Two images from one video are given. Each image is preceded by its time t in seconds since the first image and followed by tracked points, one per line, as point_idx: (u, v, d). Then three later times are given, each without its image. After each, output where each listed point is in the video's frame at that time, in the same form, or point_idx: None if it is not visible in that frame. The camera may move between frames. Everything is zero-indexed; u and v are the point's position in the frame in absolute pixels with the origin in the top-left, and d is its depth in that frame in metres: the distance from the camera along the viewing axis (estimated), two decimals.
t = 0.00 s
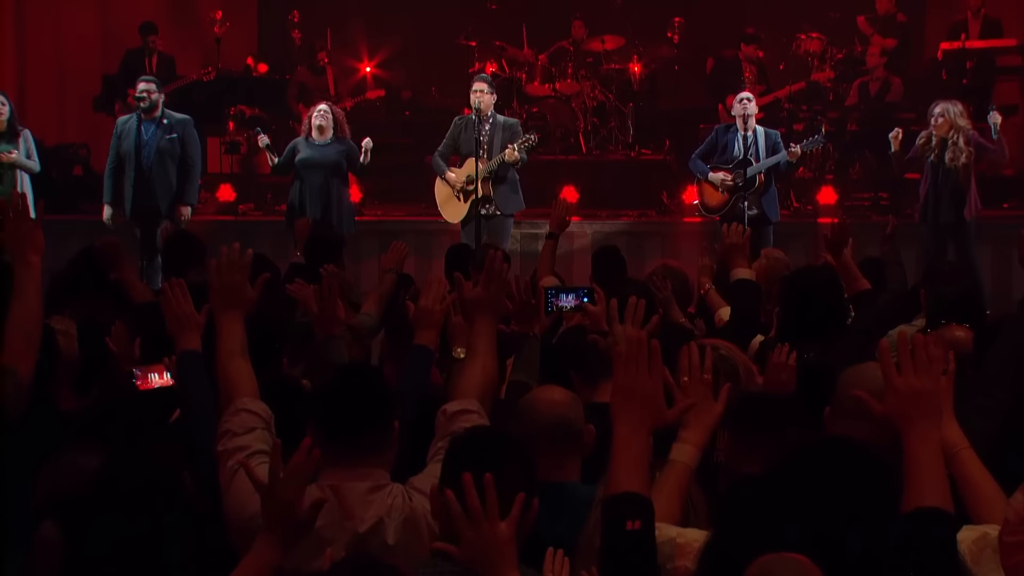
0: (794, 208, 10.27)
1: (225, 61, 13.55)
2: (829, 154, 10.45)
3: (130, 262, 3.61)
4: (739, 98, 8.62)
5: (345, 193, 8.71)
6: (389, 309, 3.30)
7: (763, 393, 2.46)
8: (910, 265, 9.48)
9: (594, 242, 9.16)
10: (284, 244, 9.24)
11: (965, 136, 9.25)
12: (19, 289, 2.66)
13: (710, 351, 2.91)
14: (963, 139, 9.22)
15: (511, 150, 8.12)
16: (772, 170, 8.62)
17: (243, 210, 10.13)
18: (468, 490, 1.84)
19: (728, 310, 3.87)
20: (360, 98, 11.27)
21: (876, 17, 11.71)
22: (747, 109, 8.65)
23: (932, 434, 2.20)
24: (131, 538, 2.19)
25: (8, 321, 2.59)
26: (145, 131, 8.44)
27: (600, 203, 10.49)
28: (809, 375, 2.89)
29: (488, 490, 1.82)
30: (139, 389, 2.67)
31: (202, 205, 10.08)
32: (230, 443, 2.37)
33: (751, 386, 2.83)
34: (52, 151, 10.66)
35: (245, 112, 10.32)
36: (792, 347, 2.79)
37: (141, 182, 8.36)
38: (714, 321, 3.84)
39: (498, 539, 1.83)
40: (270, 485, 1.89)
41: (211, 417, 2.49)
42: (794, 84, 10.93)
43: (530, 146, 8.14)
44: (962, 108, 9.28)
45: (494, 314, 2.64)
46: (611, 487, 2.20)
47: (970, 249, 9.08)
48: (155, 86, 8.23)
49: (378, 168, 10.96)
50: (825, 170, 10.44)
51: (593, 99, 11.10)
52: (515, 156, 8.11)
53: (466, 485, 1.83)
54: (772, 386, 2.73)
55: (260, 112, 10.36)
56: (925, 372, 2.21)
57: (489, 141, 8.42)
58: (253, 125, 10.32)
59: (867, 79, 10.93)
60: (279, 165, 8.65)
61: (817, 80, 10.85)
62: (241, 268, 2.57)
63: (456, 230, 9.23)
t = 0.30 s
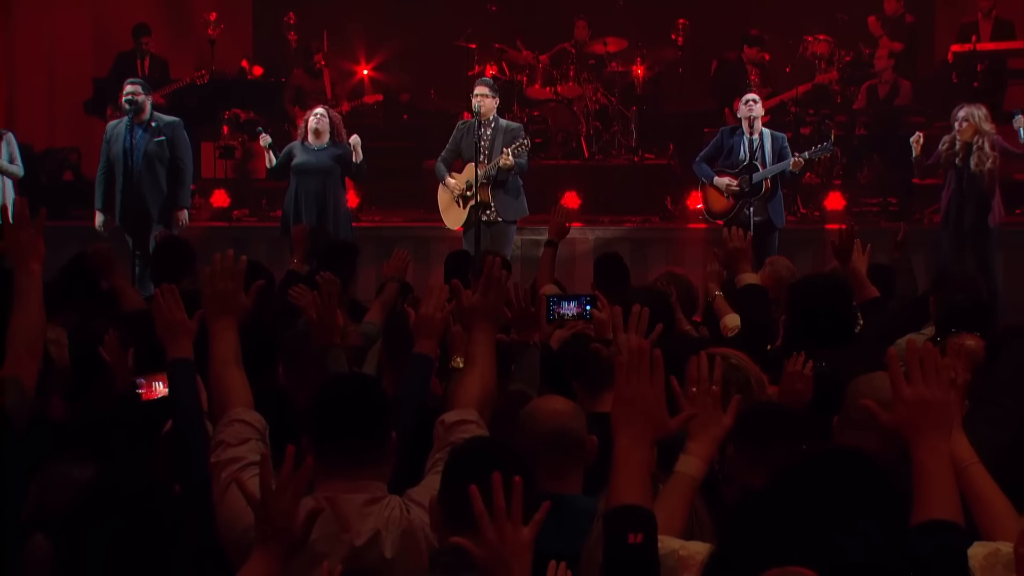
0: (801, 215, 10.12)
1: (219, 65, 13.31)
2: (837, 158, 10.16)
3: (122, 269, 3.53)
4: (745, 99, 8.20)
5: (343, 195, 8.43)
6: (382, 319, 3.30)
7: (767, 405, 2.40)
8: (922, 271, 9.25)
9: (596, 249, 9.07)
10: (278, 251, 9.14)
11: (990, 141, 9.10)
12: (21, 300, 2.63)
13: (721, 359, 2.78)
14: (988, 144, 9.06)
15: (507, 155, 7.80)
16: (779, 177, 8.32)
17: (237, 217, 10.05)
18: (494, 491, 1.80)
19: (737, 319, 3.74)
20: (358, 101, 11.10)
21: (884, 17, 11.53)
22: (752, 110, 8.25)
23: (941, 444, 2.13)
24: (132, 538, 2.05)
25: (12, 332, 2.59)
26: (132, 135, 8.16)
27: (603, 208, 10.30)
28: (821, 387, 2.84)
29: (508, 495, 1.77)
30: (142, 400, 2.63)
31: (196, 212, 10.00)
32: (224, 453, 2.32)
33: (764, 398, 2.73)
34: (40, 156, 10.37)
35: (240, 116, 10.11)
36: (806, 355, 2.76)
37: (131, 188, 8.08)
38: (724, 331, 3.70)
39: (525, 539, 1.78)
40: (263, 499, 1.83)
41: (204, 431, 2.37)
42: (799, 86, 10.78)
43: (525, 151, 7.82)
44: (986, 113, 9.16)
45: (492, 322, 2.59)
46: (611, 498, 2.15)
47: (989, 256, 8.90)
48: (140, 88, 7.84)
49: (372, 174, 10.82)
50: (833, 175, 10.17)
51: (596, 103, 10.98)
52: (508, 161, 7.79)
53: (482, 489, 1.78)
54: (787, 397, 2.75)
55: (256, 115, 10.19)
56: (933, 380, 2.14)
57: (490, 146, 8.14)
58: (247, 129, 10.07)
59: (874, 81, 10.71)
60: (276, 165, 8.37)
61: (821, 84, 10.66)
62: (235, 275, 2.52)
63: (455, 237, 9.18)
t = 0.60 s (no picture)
0: (809, 220, 9.70)
1: (213, 69, 12.93)
2: (844, 163, 10.02)
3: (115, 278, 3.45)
4: (751, 105, 7.93)
5: (341, 202, 8.04)
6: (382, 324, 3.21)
7: (771, 416, 2.35)
8: (934, 279, 8.92)
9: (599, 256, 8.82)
10: (274, 258, 8.85)
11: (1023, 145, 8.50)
12: (17, 309, 2.59)
13: (734, 370, 2.66)
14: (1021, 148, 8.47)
15: (505, 162, 7.59)
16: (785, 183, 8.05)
17: (233, 224, 9.71)
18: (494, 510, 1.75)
19: (742, 328, 3.70)
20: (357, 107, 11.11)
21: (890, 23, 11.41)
22: (758, 116, 7.99)
23: (951, 457, 2.04)
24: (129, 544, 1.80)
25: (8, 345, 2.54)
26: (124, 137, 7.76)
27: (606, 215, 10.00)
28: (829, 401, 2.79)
29: (516, 512, 1.72)
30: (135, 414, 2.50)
31: (189, 218, 9.65)
32: (215, 466, 2.29)
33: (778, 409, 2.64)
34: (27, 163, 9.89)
35: (234, 120, 10.23)
36: (818, 367, 2.73)
37: (122, 192, 7.71)
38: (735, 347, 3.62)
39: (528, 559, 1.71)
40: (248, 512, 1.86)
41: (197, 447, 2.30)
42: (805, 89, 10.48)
43: (525, 157, 7.59)
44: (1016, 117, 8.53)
45: (491, 332, 2.53)
46: (613, 512, 2.11)
47: None
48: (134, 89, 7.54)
49: (370, 178, 10.47)
50: (841, 181, 10.01)
51: (598, 107, 10.87)
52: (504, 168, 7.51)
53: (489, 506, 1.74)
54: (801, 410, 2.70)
55: (250, 121, 10.33)
56: (945, 392, 2.06)
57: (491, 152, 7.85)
58: (243, 133, 10.21)
59: (883, 86, 10.54)
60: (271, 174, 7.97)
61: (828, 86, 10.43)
62: (229, 283, 2.46)
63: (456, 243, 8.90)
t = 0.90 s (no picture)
0: (816, 227, 9.52)
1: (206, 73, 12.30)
2: (852, 169, 9.70)
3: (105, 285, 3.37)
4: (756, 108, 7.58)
5: (337, 213, 7.89)
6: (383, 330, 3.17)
7: (775, 428, 2.30)
8: (945, 283, 8.67)
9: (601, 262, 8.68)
10: (270, 264, 8.75)
11: None
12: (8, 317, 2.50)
13: (744, 380, 2.59)
14: None
15: (507, 167, 7.44)
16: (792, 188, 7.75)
17: (226, 229, 9.59)
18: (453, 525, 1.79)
19: (747, 337, 3.65)
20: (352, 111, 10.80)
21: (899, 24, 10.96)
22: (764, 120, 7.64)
23: (962, 471, 1.99)
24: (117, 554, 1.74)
25: None
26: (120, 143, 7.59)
27: (608, 222, 9.82)
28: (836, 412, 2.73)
29: (473, 531, 1.75)
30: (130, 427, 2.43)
31: (182, 224, 9.47)
32: (208, 478, 2.25)
33: (787, 420, 2.57)
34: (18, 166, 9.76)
35: (229, 124, 9.89)
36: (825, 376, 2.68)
37: (115, 196, 7.47)
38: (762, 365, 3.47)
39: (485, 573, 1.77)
40: (248, 523, 1.83)
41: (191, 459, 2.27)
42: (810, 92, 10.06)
43: (527, 161, 7.46)
44: None
45: (489, 342, 2.48)
46: (615, 525, 2.06)
47: None
48: (132, 91, 7.40)
49: (368, 184, 10.33)
50: (849, 186, 9.70)
51: (601, 111, 10.68)
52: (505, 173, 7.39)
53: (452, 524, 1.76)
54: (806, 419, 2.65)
55: (245, 124, 10.01)
56: (955, 405, 2.00)
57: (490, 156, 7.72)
58: (238, 137, 9.93)
59: (892, 88, 10.20)
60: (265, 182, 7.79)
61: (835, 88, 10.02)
62: (224, 290, 2.43)
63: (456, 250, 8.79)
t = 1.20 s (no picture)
0: (823, 234, 9.36)
1: (200, 78, 11.87)
2: (861, 175, 9.51)
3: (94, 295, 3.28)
4: (761, 113, 7.36)
5: (336, 225, 7.20)
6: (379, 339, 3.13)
7: (781, 440, 2.25)
8: (956, 291, 8.33)
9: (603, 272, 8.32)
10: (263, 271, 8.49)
11: None
12: None
13: (752, 391, 2.54)
14: None
15: (509, 175, 7.14)
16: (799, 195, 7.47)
17: (220, 237, 9.35)
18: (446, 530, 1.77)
19: (752, 347, 3.58)
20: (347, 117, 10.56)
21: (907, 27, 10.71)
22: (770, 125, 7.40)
23: (975, 484, 1.94)
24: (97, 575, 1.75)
25: None
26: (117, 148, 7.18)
27: (611, 231, 9.63)
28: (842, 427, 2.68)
29: (467, 538, 1.75)
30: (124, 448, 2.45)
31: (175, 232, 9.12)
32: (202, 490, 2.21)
33: (794, 432, 2.52)
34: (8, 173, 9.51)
35: (223, 129, 9.50)
36: (831, 386, 2.62)
37: (108, 206, 7.08)
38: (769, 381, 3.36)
39: None
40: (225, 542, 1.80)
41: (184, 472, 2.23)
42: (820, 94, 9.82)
43: (530, 171, 7.13)
44: None
45: (489, 353, 2.44)
46: (619, 539, 2.01)
47: None
48: (130, 95, 7.05)
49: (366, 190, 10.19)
50: (857, 193, 9.52)
51: (603, 117, 10.52)
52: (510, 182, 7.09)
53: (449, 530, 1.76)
54: (811, 429, 2.60)
55: (241, 129, 9.64)
56: (967, 416, 1.95)
57: (490, 163, 7.41)
58: (231, 144, 9.52)
59: (901, 94, 9.98)
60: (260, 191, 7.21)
61: (843, 92, 9.75)
62: (218, 298, 2.39)
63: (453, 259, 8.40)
